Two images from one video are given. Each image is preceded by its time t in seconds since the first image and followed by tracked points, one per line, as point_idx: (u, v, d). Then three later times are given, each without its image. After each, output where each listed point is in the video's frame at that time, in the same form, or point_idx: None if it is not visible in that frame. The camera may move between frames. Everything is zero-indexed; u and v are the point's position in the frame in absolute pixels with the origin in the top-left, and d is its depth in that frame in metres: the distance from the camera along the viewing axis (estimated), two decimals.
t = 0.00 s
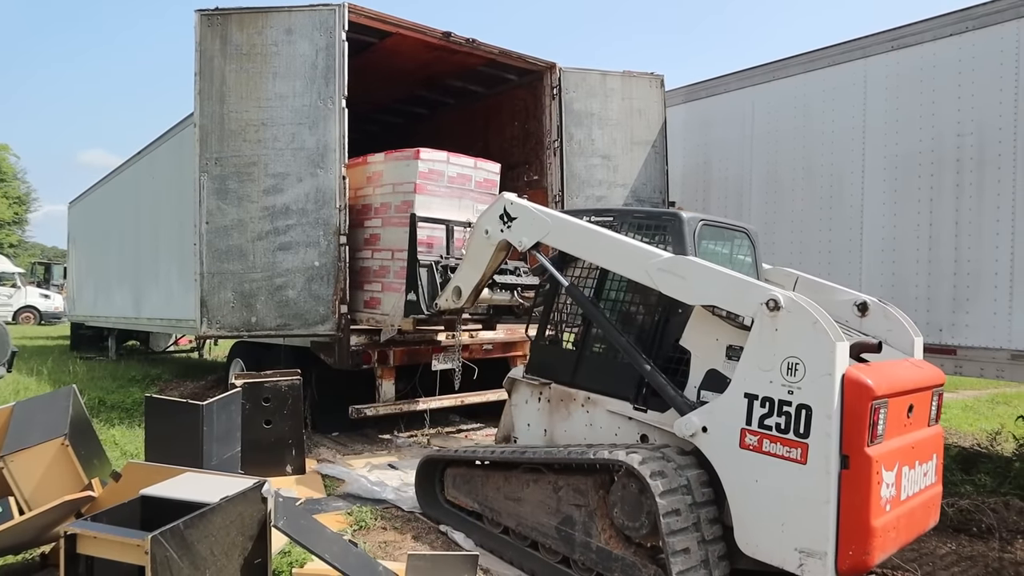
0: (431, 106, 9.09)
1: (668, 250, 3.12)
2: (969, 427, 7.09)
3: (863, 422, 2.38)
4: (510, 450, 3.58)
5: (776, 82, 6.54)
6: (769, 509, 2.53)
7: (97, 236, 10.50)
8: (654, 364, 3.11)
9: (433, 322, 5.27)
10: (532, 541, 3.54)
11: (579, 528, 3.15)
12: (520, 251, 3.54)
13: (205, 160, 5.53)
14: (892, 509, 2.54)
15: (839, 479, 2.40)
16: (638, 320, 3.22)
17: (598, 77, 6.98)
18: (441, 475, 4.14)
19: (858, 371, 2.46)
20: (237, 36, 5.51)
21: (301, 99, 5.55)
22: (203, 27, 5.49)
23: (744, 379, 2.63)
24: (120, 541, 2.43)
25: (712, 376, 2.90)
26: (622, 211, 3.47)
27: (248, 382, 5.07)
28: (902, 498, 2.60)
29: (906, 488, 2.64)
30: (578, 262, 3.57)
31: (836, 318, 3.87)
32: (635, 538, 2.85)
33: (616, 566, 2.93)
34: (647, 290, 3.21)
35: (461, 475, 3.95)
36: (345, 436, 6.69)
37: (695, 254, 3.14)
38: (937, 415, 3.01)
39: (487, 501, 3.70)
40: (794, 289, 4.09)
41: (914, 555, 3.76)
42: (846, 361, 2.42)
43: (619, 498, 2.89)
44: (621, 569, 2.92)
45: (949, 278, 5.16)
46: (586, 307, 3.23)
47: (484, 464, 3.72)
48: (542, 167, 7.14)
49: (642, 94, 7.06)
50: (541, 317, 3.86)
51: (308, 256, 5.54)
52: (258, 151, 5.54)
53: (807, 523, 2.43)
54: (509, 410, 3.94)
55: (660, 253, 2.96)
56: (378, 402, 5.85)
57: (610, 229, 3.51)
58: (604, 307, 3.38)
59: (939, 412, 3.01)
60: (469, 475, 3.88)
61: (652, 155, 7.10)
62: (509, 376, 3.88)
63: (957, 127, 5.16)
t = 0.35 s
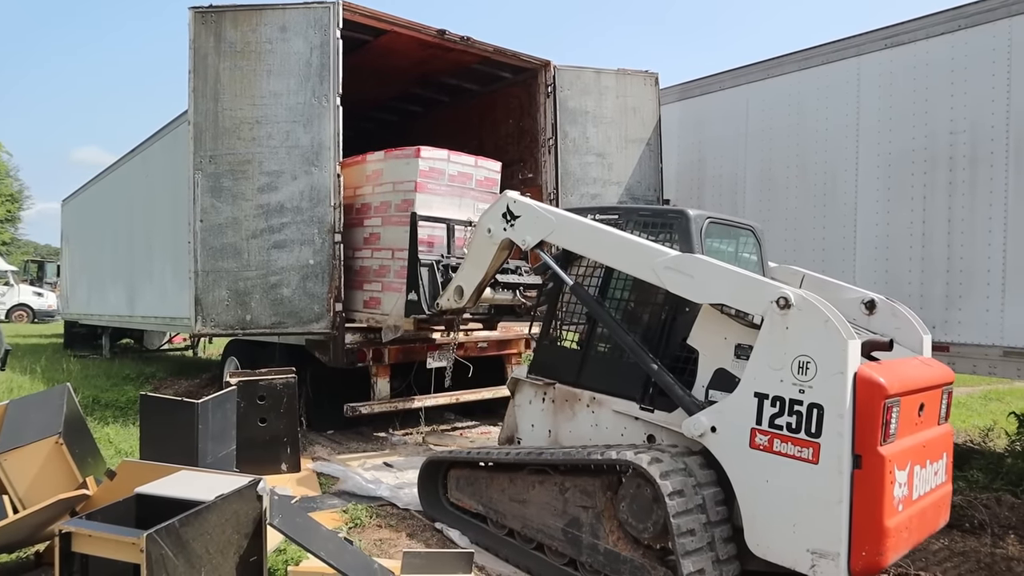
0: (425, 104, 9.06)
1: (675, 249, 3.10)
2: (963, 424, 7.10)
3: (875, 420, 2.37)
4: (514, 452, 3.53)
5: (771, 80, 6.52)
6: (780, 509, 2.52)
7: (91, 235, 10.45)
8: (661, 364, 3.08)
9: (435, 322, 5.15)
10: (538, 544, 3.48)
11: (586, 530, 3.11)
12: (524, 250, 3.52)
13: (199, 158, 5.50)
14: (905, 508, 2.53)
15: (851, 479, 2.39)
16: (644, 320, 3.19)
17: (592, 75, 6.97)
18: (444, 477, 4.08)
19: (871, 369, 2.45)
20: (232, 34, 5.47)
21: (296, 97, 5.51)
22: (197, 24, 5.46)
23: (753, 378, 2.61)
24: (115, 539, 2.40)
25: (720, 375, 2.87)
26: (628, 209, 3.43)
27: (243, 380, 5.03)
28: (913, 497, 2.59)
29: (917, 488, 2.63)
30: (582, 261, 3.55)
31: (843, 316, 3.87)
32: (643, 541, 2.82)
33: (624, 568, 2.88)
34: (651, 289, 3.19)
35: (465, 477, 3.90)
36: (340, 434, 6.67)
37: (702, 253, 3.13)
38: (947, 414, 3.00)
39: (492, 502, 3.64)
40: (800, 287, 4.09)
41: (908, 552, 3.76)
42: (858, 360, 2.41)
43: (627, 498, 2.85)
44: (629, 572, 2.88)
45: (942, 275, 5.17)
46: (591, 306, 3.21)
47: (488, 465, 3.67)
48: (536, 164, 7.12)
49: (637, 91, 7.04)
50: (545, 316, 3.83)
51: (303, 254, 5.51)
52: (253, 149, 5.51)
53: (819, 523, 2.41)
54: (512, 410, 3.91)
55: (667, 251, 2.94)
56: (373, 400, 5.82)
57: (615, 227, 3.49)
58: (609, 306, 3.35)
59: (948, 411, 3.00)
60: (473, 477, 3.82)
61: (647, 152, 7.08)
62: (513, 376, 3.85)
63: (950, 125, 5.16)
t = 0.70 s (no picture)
0: (420, 102, 9.02)
1: (682, 247, 3.09)
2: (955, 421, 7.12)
3: (889, 420, 2.35)
4: (517, 454, 3.46)
5: (765, 79, 6.51)
6: (793, 511, 2.50)
7: (83, 233, 10.38)
8: (669, 364, 3.05)
9: (436, 322, 5.05)
10: (543, 548, 3.42)
11: (594, 532, 3.06)
12: (527, 249, 3.47)
13: (193, 156, 5.46)
14: (918, 509, 2.52)
15: (865, 479, 2.38)
16: (651, 319, 3.17)
17: (587, 74, 6.96)
18: (447, 480, 4.00)
19: (884, 368, 2.44)
20: (225, 31, 5.44)
21: (290, 95, 5.49)
22: (190, 22, 5.42)
23: (763, 378, 2.60)
24: (108, 539, 2.38)
25: (729, 375, 2.86)
26: (633, 208, 3.42)
27: (236, 378, 5.06)
28: (926, 498, 2.58)
29: (931, 488, 2.62)
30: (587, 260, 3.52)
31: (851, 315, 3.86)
32: (653, 544, 2.79)
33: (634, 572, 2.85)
34: (656, 288, 3.17)
35: (468, 479, 3.82)
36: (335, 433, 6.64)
37: (709, 250, 3.12)
38: (957, 413, 3.00)
39: (496, 505, 3.57)
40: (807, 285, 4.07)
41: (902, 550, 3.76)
42: (870, 358, 2.40)
43: (636, 500, 2.82)
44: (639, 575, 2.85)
45: (935, 273, 5.18)
46: (596, 305, 3.18)
47: (492, 468, 3.61)
48: (531, 163, 7.10)
49: (631, 90, 7.03)
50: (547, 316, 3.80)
51: (297, 253, 5.49)
52: (246, 148, 5.48)
53: (832, 524, 2.40)
54: (515, 411, 3.87)
55: (674, 249, 2.92)
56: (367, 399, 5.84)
57: (620, 225, 3.47)
58: (614, 305, 3.33)
59: (959, 411, 3.00)
60: (476, 480, 3.75)
61: (641, 151, 7.07)
62: (516, 377, 3.81)
63: (943, 123, 5.16)
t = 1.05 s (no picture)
0: (414, 101, 8.99)
1: (689, 246, 3.07)
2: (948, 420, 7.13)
3: (903, 419, 2.33)
4: (522, 457, 3.41)
5: (759, 78, 6.50)
6: (805, 513, 2.48)
7: (77, 232, 10.32)
8: (676, 364, 3.02)
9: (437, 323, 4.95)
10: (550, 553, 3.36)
11: (601, 536, 3.01)
12: (530, 250, 3.44)
13: (187, 155, 5.43)
14: (932, 510, 2.50)
15: (878, 480, 2.36)
16: (658, 320, 3.14)
17: (582, 73, 6.95)
18: (450, 484, 3.94)
19: (896, 368, 2.42)
20: (219, 30, 5.40)
21: (284, 93, 5.45)
22: (184, 20, 5.39)
23: (774, 378, 2.58)
24: (101, 538, 2.36)
25: (738, 375, 2.83)
26: (637, 207, 3.40)
27: (230, 378, 4.97)
28: (939, 498, 2.57)
29: (943, 489, 2.61)
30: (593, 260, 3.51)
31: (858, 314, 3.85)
32: (662, 548, 2.74)
33: None
34: (661, 288, 3.15)
35: (472, 483, 3.76)
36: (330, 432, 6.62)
37: (716, 248, 3.10)
38: (968, 413, 2.99)
39: (501, 509, 3.52)
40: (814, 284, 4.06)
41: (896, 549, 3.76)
42: (883, 357, 2.38)
43: (644, 503, 2.77)
44: None
45: (928, 272, 5.17)
46: (601, 305, 3.15)
47: (496, 471, 3.55)
48: (525, 162, 7.09)
49: (626, 89, 7.02)
50: (551, 317, 3.76)
51: (291, 252, 5.46)
52: (240, 147, 5.44)
53: (845, 526, 2.38)
54: (518, 414, 3.82)
55: (681, 248, 2.90)
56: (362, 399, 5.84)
57: (625, 224, 3.45)
58: (619, 304, 3.31)
59: (970, 410, 2.99)
60: (480, 483, 3.69)
61: (635, 150, 7.06)
62: (520, 380, 3.77)
63: (936, 123, 5.17)
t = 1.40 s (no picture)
0: (406, 99, 8.95)
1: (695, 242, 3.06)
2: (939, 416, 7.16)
3: (915, 418, 2.33)
4: (524, 458, 3.35)
5: (750, 76, 6.49)
6: (816, 512, 2.46)
7: (67, 231, 10.23)
8: (682, 362, 3.00)
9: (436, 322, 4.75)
10: (555, 555, 3.30)
11: (607, 537, 2.96)
12: (531, 247, 3.42)
13: (177, 153, 5.37)
14: (943, 509, 2.50)
15: (890, 480, 2.35)
16: (662, 319, 3.13)
17: (574, 70, 6.93)
18: (451, 486, 3.86)
19: (907, 365, 2.41)
20: (209, 27, 5.35)
21: (275, 91, 5.41)
22: (174, 17, 5.33)
23: (782, 376, 2.56)
24: (90, 538, 2.33)
25: (745, 373, 2.83)
26: (641, 204, 3.39)
27: (221, 376, 4.94)
28: (950, 497, 2.56)
29: (955, 488, 2.60)
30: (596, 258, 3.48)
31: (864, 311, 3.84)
32: (670, 549, 2.70)
33: None
34: (665, 287, 3.13)
35: (473, 484, 3.68)
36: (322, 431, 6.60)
37: (721, 244, 3.09)
38: (977, 410, 2.99)
39: (504, 511, 3.45)
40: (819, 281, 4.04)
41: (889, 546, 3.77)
42: (893, 354, 2.37)
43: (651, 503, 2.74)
44: None
45: (919, 269, 5.19)
46: (604, 304, 3.12)
47: (498, 472, 3.49)
48: (516, 160, 7.06)
49: (618, 87, 7.02)
50: (553, 316, 3.73)
51: (282, 250, 5.42)
52: (231, 144, 5.40)
53: (857, 526, 2.37)
54: (519, 414, 3.78)
55: (686, 245, 2.88)
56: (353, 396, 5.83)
57: (628, 221, 3.43)
58: (622, 302, 3.29)
59: (978, 407, 2.98)
60: (482, 484, 3.62)
61: (627, 148, 7.06)
62: (522, 379, 3.74)
63: (927, 120, 5.17)
